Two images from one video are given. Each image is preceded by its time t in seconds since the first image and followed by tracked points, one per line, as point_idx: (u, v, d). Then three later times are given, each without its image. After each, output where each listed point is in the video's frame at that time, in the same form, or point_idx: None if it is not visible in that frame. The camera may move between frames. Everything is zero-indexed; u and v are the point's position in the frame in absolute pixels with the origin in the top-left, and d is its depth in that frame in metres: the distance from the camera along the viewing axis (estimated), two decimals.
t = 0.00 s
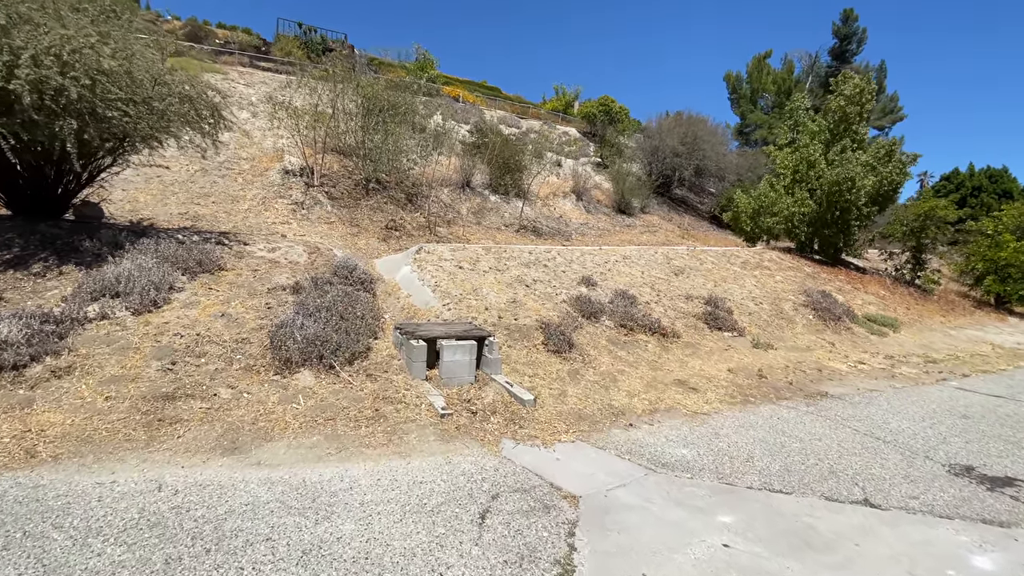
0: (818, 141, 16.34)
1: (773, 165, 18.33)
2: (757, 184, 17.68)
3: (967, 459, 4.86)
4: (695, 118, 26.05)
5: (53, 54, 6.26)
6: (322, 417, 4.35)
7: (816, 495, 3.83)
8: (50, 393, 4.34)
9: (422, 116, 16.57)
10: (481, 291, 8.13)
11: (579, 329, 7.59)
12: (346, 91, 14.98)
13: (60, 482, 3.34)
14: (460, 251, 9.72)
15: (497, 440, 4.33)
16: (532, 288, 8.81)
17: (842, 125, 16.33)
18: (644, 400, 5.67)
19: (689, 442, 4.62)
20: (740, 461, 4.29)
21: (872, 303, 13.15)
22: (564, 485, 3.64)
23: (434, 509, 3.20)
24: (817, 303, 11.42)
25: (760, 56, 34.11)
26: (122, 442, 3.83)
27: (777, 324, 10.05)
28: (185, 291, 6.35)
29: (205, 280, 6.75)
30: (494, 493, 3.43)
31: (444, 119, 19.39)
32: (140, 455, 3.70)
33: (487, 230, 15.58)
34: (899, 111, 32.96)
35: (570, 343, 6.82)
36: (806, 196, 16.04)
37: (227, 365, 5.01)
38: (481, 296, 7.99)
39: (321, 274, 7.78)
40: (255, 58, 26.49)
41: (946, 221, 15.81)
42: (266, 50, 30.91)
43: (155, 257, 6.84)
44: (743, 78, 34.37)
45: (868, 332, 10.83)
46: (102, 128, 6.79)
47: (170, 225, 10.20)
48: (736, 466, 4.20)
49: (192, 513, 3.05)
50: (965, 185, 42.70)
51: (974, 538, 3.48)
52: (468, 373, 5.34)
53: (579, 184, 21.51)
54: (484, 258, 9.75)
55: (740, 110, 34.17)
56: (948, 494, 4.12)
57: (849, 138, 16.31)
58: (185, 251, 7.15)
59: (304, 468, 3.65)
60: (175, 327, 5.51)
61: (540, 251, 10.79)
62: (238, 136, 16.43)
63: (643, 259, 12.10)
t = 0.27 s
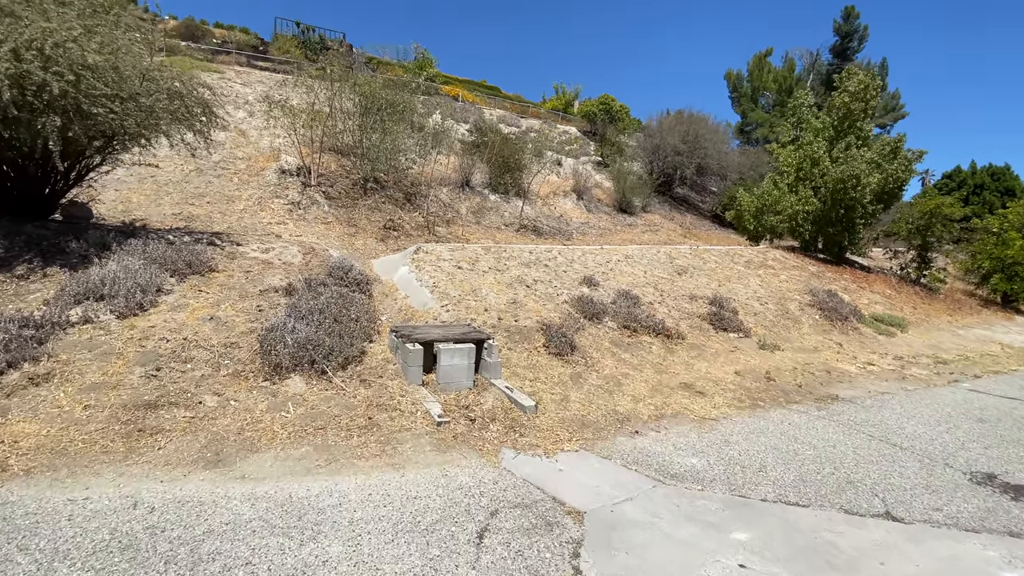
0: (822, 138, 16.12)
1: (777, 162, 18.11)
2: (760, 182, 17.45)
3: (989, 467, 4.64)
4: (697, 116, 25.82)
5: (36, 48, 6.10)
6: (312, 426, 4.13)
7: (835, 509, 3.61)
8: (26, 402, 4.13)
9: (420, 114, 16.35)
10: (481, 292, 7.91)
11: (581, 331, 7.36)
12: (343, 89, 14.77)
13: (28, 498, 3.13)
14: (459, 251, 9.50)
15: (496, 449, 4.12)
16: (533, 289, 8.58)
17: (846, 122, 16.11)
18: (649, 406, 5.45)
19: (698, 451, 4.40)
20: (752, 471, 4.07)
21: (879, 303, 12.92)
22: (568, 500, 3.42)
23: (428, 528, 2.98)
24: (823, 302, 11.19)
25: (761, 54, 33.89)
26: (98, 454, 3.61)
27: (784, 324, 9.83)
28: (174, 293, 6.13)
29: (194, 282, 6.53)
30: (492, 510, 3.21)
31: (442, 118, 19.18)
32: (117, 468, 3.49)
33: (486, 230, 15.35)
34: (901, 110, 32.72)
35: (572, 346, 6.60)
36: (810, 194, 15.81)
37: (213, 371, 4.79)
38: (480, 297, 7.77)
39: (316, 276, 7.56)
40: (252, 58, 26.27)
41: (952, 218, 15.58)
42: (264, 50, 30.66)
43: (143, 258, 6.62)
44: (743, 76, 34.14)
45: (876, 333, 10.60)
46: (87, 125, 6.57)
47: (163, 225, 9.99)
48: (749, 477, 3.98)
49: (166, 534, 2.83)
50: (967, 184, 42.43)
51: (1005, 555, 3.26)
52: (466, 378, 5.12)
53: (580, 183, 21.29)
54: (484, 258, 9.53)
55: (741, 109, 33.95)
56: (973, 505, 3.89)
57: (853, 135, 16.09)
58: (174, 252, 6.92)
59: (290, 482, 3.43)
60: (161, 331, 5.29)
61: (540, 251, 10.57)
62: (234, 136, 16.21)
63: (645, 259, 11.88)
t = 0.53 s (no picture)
0: (827, 135, 15.89)
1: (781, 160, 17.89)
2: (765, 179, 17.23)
3: (1011, 475, 4.44)
4: (699, 114, 25.59)
5: (22, 42, 5.81)
6: (304, 434, 3.94)
7: (856, 522, 3.42)
8: (4, 409, 3.94)
9: (420, 112, 16.14)
10: (481, 292, 7.71)
11: (585, 331, 7.16)
12: (342, 86, 14.56)
13: None
14: (459, 250, 9.29)
15: (497, 458, 3.92)
16: (535, 289, 8.38)
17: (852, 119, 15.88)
18: (656, 410, 5.25)
19: (709, 458, 4.20)
20: (767, 480, 3.87)
21: (886, 302, 12.70)
22: (574, 514, 3.22)
23: (424, 547, 2.79)
24: (831, 302, 10.97)
25: (763, 52, 33.62)
26: (77, 466, 3.42)
27: (791, 324, 9.62)
28: (165, 294, 5.94)
29: (186, 282, 6.34)
30: (493, 525, 3.02)
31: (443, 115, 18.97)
32: (96, 480, 3.30)
33: (487, 229, 15.15)
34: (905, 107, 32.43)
35: (576, 348, 6.40)
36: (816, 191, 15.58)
37: (203, 375, 4.60)
38: (481, 296, 7.57)
39: (312, 276, 7.36)
40: (251, 55, 26.05)
41: (960, 216, 15.35)
42: (263, 48, 30.46)
43: (133, 258, 6.42)
44: (745, 74, 33.87)
45: (885, 333, 10.38)
46: (76, 121, 6.40)
47: (158, 224, 9.81)
48: (764, 486, 3.78)
49: (143, 555, 2.63)
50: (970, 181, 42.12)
51: None
52: (466, 381, 4.92)
53: (582, 181, 21.07)
54: (485, 257, 9.33)
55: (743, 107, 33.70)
56: (999, 517, 3.69)
57: (859, 132, 15.86)
58: (167, 251, 6.73)
59: (279, 495, 3.24)
60: (150, 333, 5.10)
61: (542, 249, 10.36)
62: (232, 134, 16.01)
63: (649, 258, 11.66)
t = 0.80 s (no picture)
0: (834, 131, 15.66)
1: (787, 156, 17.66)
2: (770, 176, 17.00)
3: None
4: (703, 110, 25.34)
5: (9, 30, 5.65)
6: (298, 438, 3.74)
7: (882, 532, 3.22)
8: None
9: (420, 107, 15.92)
10: (483, 290, 7.51)
11: (590, 330, 6.96)
12: (341, 80, 14.35)
13: None
14: (460, 246, 9.09)
15: (501, 463, 3.72)
16: (538, 286, 8.18)
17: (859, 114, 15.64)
18: (666, 412, 5.04)
19: (723, 463, 3.99)
20: (786, 487, 3.67)
21: (895, 300, 12.48)
22: (583, 525, 3.02)
23: (424, 562, 2.59)
24: (839, 300, 10.75)
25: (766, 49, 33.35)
26: (56, 471, 3.23)
27: (800, 322, 9.40)
28: (156, 291, 5.74)
29: (179, 279, 6.15)
30: (498, 538, 2.82)
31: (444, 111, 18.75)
32: (76, 488, 3.11)
33: (488, 226, 14.94)
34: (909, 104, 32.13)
35: (581, 347, 6.19)
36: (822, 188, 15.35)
37: (193, 376, 4.40)
38: (483, 294, 7.37)
39: (309, 272, 7.16)
40: (251, 52, 25.84)
41: (969, 213, 15.12)
42: (263, 44, 30.25)
43: (124, 253, 6.23)
44: (748, 71, 33.59)
45: (896, 331, 10.15)
46: (65, 113, 6.16)
47: (153, 220, 9.62)
48: (782, 493, 3.58)
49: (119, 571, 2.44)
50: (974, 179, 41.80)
51: None
52: (468, 381, 4.72)
53: (584, 178, 20.85)
54: (486, 254, 9.12)
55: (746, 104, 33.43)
56: None
57: (866, 128, 15.62)
58: (159, 247, 6.53)
59: (269, 503, 3.04)
60: (139, 331, 4.90)
61: (545, 246, 10.15)
62: (230, 130, 15.81)
63: (653, 255, 11.44)
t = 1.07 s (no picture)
0: (842, 126, 15.39)
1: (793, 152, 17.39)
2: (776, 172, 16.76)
3: None
4: (706, 106, 25.06)
5: None
6: (290, 445, 3.53)
7: (914, 548, 3.00)
8: None
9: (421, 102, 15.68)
10: (485, 287, 7.29)
11: (595, 329, 6.74)
12: (341, 74, 14.11)
13: None
14: (462, 243, 8.86)
15: (506, 471, 3.51)
16: (542, 284, 7.96)
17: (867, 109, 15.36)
18: (677, 415, 4.83)
19: (740, 471, 3.78)
20: (808, 498, 3.45)
21: (904, 298, 12.25)
22: (596, 541, 2.81)
23: None
24: (849, 298, 10.51)
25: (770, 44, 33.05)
26: (31, 482, 3.02)
27: (810, 321, 9.18)
28: (146, 289, 5.53)
29: (171, 277, 5.93)
30: (503, 556, 2.61)
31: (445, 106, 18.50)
32: (51, 500, 2.90)
33: (490, 222, 14.72)
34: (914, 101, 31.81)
35: (587, 347, 5.97)
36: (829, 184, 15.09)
37: (182, 378, 4.20)
38: (485, 292, 7.16)
39: (306, 269, 6.95)
40: (250, 47, 25.58)
41: (978, 209, 14.88)
42: (263, 39, 29.97)
43: (114, 250, 6.02)
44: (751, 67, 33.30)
45: (907, 330, 9.92)
46: (52, 104, 5.99)
47: (147, 216, 9.41)
48: (805, 504, 3.37)
49: None
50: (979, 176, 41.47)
51: None
52: (471, 384, 4.51)
53: (587, 174, 20.60)
54: (489, 251, 8.90)
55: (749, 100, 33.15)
56: None
57: (874, 123, 15.35)
58: (151, 243, 6.32)
59: (258, 517, 2.83)
60: (127, 331, 4.70)
61: (549, 243, 9.93)
62: (228, 125, 15.58)
63: (659, 252, 11.21)
